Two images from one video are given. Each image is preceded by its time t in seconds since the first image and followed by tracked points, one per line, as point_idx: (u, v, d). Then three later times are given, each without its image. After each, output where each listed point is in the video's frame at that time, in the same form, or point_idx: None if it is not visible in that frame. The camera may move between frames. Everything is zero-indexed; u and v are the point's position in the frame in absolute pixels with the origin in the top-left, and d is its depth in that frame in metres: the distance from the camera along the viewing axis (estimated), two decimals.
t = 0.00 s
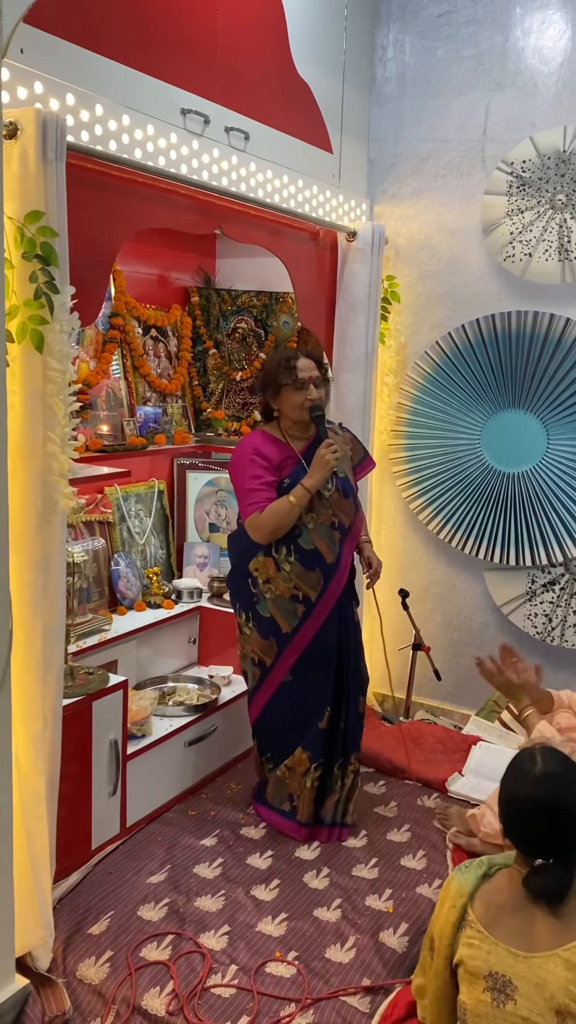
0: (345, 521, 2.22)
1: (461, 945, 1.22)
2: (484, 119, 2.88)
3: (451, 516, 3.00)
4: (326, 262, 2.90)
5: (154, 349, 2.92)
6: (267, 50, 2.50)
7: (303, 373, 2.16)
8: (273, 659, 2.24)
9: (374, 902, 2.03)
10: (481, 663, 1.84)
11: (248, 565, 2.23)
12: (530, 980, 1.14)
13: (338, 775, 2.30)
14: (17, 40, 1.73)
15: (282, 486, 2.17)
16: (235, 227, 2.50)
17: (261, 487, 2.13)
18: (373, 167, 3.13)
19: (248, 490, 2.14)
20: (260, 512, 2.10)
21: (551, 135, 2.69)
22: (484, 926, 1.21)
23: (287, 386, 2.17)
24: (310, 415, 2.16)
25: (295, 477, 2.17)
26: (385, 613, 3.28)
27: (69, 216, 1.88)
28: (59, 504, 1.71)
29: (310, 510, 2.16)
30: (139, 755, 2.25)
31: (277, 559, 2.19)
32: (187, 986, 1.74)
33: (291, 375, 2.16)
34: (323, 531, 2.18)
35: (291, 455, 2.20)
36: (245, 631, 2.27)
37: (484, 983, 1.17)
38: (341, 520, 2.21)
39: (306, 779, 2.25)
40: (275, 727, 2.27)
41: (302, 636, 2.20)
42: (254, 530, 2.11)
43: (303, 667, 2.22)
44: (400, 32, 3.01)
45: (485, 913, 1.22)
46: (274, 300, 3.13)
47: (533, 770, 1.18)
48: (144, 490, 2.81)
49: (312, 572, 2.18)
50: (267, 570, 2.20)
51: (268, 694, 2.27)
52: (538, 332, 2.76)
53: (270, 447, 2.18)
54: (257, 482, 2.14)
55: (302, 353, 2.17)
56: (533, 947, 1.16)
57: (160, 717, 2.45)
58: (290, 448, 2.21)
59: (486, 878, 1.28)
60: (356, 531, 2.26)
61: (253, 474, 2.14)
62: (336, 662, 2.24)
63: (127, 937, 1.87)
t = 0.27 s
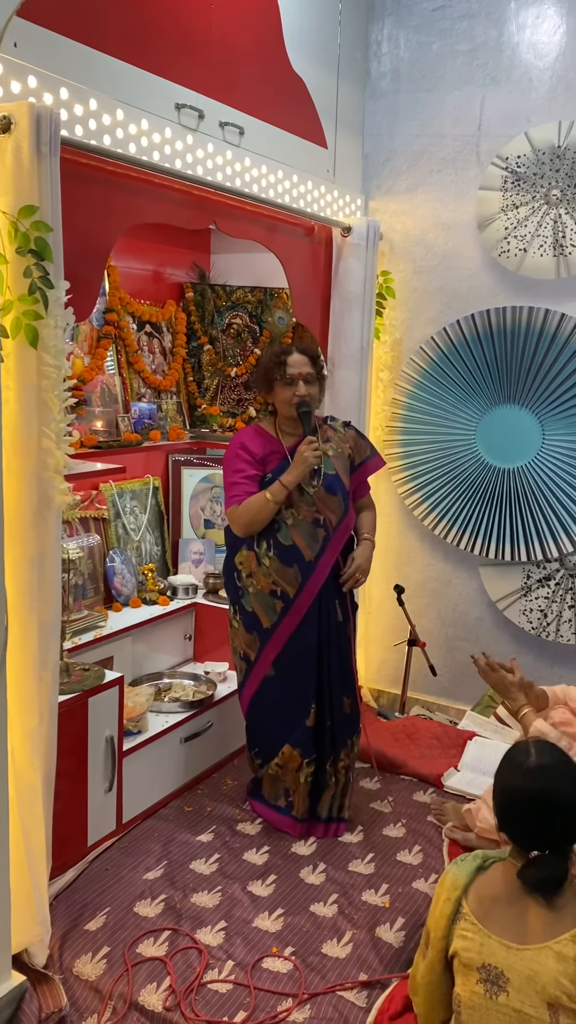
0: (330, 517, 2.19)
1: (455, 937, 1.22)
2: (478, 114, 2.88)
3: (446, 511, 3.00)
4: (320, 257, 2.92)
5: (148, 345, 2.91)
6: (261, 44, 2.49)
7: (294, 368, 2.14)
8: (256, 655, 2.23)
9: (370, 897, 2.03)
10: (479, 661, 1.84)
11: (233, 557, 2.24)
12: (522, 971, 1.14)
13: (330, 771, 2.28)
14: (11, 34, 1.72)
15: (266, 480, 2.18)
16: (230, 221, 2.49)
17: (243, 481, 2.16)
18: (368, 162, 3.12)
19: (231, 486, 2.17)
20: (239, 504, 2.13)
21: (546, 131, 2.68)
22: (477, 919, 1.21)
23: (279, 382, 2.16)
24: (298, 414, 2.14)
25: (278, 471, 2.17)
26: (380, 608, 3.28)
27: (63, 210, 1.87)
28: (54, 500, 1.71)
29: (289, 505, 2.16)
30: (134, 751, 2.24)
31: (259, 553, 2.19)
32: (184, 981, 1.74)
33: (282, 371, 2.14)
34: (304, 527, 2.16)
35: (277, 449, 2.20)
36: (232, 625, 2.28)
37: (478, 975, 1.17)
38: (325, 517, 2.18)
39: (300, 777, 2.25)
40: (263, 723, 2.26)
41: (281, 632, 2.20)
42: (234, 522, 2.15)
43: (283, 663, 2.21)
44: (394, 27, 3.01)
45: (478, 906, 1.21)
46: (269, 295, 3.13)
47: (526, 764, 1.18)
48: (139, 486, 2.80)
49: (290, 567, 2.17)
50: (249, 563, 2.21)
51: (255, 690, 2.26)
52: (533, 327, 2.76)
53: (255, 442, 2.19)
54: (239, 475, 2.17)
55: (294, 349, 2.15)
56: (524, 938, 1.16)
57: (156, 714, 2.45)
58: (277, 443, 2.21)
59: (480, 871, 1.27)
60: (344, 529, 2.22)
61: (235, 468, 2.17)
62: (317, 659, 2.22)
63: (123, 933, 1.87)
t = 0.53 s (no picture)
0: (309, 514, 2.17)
1: (452, 938, 1.22)
2: (473, 110, 2.88)
3: (441, 509, 3.01)
4: (315, 254, 2.90)
5: (143, 342, 2.91)
6: (255, 40, 2.48)
7: (281, 364, 2.13)
8: (237, 648, 2.25)
9: (366, 895, 2.03)
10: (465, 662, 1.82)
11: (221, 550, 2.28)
12: (521, 970, 1.15)
13: (307, 773, 2.25)
14: (3, 29, 1.71)
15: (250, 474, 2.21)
16: (224, 218, 2.48)
17: (226, 474, 2.20)
18: (362, 158, 3.12)
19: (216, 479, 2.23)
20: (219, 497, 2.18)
21: (541, 127, 2.68)
22: (475, 918, 1.20)
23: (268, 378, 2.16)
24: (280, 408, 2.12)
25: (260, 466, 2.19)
26: (376, 605, 3.28)
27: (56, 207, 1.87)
28: (47, 499, 1.70)
29: (265, 500, 2.17)
30: (129, 749, 2.24)
31: (238, 547, 2.22)
32: (179, 979, 1.74)
33: (271, 367, 2.15)
34: (279, 522, 2.17)
35: (262, 444, 2.22)
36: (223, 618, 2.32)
37: (476, 975, 1.18)
38: (302, 513, 2.16)
39: (277, 777, 2.24)
40: (248, 720, 2.27)
41: (256, 628, 2.20)
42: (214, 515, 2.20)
43: (256, 660, 2.20)
44: (389, 23, 3.00)
45: (475, 905, 1.21)
46: (264, 292, 3.13)
47: (522, 761, 1.17)
48: (133, 484, 2.80)
49: (265, 562, 2.18)
50: (231, 557, 2.24)
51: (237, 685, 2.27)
52: (528, 324, 2.76)
53: (243, 437, 2.22)
54: (223, 468, 2.21)
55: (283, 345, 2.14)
56: (524, 937, 1.17)
57: (151, 711, 2.44)
58: (264, 438, 2.22)
59: (477, 871, 1.26)
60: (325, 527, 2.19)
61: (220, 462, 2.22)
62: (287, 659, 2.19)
63: (119, 931, 1.87)
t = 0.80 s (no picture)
0: (299, 516, 2.16)
1: (445, 933, 1.22)
2: (467, 109, 2.88)
3: (436, 509, 3.01)
4: (310, 253, 2.91)
5: (137, 341, 2.90)
6: (248, 39, 2.48)
7: (278, 368, 2.12)
8: (223, 648, 2.24)
9: (360, 894, 2.03)
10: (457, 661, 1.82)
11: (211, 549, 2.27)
12: (511, 968, 1.14)
13: (280, 777, 2.21)
14: None
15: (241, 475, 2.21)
16: (218, 217, 2.48)
17: (218, 474, 2.22)
18: (357, 158, 3.12)
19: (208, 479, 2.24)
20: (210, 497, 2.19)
21: (534, 126, 2.68)
22: (467, 915, 1.20)
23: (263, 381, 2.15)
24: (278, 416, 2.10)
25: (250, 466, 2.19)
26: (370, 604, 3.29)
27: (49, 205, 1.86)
28: (39, 498, 1.70)
29: (256, 500, 2.17)
30: (123, 749, 2.24)
31: (227, 547, 2.21)
32: (173, 978, 1.74)
33: (268, 371, 2.14)
34: (268, 523, 2.16)
35: (253, 444, 2.22)
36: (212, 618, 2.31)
37: (466, 971, 1.18)
38: (292, 514, 2.15)
39: (252, 778, 2.21)
40: (228, 719, 2.25)
41: (241, 628, 2.19)
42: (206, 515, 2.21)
43: (239, 660, 2.19)
44: (383, 22, 3.00)
45: (468, 902, 1.21)
46: (259, 292, 3.12)
47: (519, 761, 1.17)
48: (128, 483, 2.80)
49: (252, 562, 2.16)
50: (221, 556, 2.23)
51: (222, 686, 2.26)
52: (522, 324, 2.76)
53: (236, 437, 2.22)
54: (215, 469, 2.23)
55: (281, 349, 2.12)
56: (514, 935, 1.16)
57: (145, 711, 2.44)
58: (254, 439, 2.22)
59: (470, 869, 1.26)
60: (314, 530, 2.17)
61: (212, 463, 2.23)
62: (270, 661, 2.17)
63: (113, 930, 1.87)
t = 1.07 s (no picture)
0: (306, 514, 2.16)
1: (442, 937, 1.22)
2: (463, 111, 2.88)
3: (433, 509, 3.01)
4: (306, 254, 2.93)
5: (134, 342, 2.90)
6: (245, 41, 2.49)
7: (286, 373, 2.13)
8: (228, 652, 2.19)
9: (357, 894, 2.03)
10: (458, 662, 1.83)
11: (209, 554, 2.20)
12: (511, 970, 1.15)
13: (271, 777, 2.18)
14: None
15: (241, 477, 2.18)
16: (214, 219, 2.48)
17: (218, 477, 2.16)
18: (353, 159, 3.13)
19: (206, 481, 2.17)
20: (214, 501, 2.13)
21: (530, 127, 2.68)
22: (465, 918, 1.20)
23: (266, 383, 2.14)
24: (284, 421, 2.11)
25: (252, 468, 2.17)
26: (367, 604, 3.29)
27: (46, 208, 1.86)
28: (38, 500, 1.71)
29: (263, 502, 2.13)
30: (120, 750, 2.24)
31: (233, 550, 2.16)
32: (170, 979, 1.75)
33: (275, 374, 2.13)
34: (277, 524, 2.13)
35: (253, 446, 2.20)
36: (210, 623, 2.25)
37: (465, 975, 1.18)
38: (300, 513, 2.14)
39: (244, 775, 2.19)
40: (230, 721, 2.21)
41: (251, 630, 2.15)
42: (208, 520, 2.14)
43: (250, 662, 2.15)
44: (379, 24, 3.01)
45: (465, 905, 1.21)
46: (255, 292, 3.13)
47: (518, 765, 1.17)
48: (125, 484, 2.80)
49: (263, 563, 2.13)
50: (224, 559, 2.17)
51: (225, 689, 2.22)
52: (518, 325, 2.77)
53: (234, 439, 2.19)
54: (214, 472, 2.17)
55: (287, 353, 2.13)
56: (513, 939, 1.16)
57: (142, 712, 2.44)
58: (253, 440, 2.21)
59: (466, 872, 1.27)
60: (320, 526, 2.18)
61: (210, 466, 2.17)
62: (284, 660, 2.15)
63: (110, 931, 1.87)
